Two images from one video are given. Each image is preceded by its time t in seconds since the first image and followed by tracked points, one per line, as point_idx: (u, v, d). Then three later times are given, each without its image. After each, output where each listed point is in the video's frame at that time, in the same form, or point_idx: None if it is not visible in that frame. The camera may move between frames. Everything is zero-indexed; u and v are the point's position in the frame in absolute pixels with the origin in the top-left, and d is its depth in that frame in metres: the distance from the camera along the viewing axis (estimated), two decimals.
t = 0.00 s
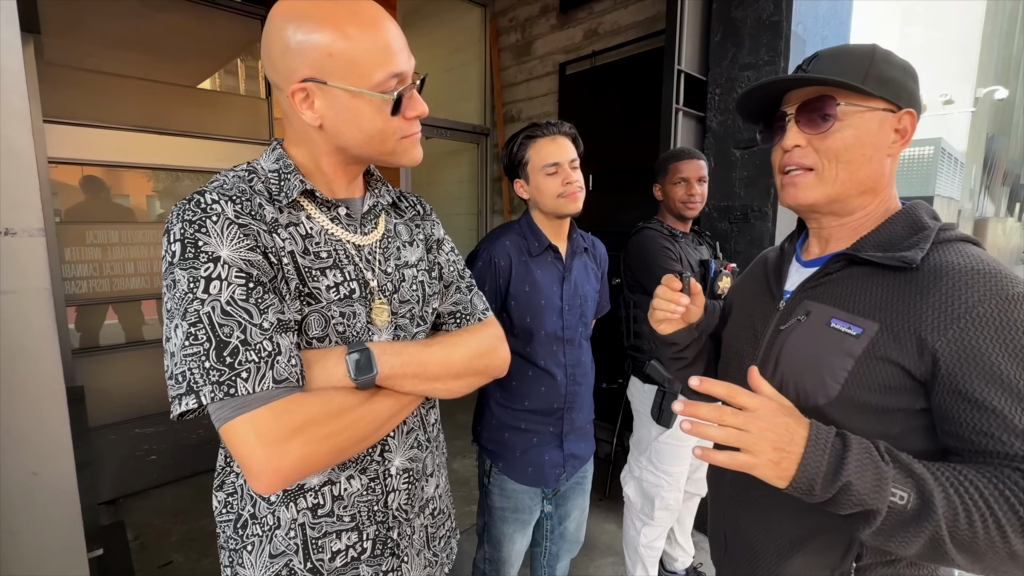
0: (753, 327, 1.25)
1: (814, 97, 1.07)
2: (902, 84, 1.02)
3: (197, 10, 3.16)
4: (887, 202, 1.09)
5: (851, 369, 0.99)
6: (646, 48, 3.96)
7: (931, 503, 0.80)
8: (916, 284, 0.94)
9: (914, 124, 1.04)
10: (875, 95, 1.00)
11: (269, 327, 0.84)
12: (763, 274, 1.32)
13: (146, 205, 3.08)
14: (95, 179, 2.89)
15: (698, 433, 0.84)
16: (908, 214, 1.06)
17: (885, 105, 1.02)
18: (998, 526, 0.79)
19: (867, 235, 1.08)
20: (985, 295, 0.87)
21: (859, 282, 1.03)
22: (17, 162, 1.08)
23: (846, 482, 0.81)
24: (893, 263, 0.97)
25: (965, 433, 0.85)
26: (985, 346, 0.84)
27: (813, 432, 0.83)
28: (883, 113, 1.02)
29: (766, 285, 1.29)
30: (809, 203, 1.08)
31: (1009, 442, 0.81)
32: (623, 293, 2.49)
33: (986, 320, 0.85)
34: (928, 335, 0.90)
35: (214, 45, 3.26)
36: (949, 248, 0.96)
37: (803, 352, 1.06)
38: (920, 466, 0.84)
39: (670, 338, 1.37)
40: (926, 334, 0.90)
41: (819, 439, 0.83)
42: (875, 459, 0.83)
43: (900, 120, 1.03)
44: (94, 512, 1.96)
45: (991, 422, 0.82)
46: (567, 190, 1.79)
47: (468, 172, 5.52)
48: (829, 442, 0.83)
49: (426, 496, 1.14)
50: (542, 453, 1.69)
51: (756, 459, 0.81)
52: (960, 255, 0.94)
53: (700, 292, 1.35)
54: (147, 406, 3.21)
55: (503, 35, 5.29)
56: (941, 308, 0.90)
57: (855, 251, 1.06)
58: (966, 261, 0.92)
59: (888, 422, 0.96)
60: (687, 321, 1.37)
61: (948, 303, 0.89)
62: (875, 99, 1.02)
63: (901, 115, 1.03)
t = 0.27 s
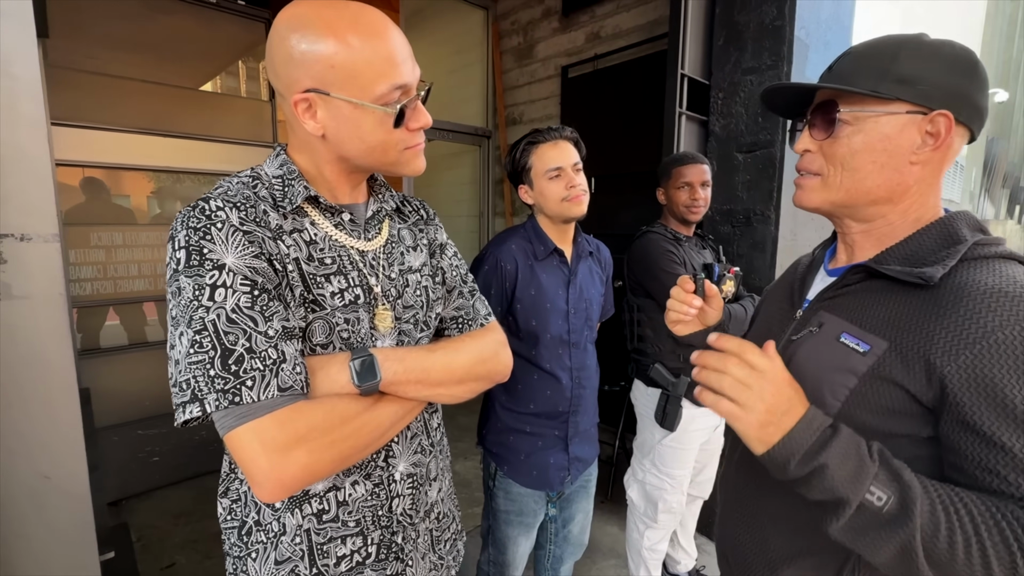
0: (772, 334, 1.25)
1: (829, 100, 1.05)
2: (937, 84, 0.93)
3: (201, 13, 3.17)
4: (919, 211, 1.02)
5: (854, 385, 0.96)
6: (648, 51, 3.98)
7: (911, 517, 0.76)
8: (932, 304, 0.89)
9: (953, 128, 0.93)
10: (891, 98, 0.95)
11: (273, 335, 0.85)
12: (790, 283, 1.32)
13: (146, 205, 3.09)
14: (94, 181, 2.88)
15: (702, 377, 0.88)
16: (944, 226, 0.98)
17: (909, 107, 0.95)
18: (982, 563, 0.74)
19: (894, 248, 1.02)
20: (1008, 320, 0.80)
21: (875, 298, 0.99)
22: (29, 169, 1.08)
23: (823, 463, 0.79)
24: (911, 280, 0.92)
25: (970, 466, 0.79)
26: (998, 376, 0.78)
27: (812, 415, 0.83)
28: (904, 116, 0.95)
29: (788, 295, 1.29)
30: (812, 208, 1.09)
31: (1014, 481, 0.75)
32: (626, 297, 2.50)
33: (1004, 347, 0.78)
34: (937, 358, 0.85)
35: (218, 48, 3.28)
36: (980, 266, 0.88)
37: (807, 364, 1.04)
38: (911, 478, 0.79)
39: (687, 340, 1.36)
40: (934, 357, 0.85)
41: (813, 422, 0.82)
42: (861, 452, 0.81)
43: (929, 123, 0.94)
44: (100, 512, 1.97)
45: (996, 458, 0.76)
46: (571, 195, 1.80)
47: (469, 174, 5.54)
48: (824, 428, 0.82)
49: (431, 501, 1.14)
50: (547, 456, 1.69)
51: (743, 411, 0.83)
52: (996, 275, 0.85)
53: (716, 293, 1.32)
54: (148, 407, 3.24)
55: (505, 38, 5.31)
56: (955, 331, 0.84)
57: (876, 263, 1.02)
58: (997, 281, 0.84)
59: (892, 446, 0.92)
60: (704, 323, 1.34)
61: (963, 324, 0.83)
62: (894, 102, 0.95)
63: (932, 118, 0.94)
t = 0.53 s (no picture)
0: (785, 348, 1.20)
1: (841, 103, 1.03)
2: (960, 79, 0.89)
3: (202, 13, 3.16)
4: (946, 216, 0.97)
5: (855, 404, 0.91)
6: (649, 54, 3.99)
7: None
8: (942, 321, 0.84)
9: (975, 127, 0.89)
10: (905, 99, 0.93)
11: (300, 336, 0.85)
12: (806, 295, 1.27)
13: (144, 205, 3.07)
14: (95, 181, 2.89)
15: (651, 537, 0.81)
16: (965, 234, 0.92)
17: (925, 108, 0.92)
18: None
19: (908, 258, 0.97)
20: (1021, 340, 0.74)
21: (887, 311, 0.94)
22: (38, 166, 1.02)
23: None
24: (921, 296, 0.87)
25: (975, 497, 0.74)
26: (1007, 401, 0.73)
27: (772, 529, 0.77)
28: (920, 118, 0.93)
29: (804, 308, 1.23)
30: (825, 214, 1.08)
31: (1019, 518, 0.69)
32: (629, 299, 2.50)
33: (1014, 370, 0.73)
34: (943, 380, 0.80)
35: (219, 49, 3.27)
36: (998, 278, 0.82)
37: (812, 380, 0.99)
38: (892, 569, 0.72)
39: (709, 345, 1.39)
40: (940, 378, 0.80)
41: (773, 554, 0.75)
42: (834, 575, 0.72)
43: (948, 123, 0.90)
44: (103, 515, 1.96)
45: (1001, 490, 0.71)
46: (576, 196, 1.80)
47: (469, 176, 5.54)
48: (788, 543, 0.76)
49: (451, 493, 1.14)
50: (553, 461, 1.69)
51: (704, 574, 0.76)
52: (1010, 290, 0.80)
53: (735, 299, 1.34)
54: (147, 409, 3.20)
55: (505, 40, 5.31)
56: (962, 350, 0.79)
57: (889, 276, 0.97)
58: (1013, 297, 0.78)
59: (895, 469, 0.86)
60: (725, 328, 1.37)
61: (972, 345, 0.78)
62: (908, 103, 0.93)
63: (951, 118, 0.90)
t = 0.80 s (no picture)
0: (789, 354, 1.19)
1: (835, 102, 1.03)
2: (953, 74, 0.88)
3: (192, 10, 3.11)
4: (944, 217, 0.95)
5: (846, 416, 0.90)
6: (642, 55, 4.01)
7: None
8: (929, 332, 0.82)
9: (966, 124, 0.88)
10: (895, 96, 0.92)
11: (312, 333, 0.87)
12: (810, 300, 1.27)
13: (129, 204, 3.00)
14: (81, 180, 2.83)
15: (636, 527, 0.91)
16: (958, 234, 0.91)
17: (916, 104, 0.91)
18: None
19: (904, 261, 0.95)
20: (1004, 353, 0.72)
21: (879, 319, 0.92)
22: (28, 162, 0.98)
23: None
24: (906, 307, 0.85)
25: (962, 513, 0.74)
26: (991, 417, 0.71)
27: (743, 526, 0.83)
28: (910, 115, 0.92)
29: (807, 313, 1.23)
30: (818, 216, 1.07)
31: (1004, 537, 0.69)
32: (626, 299, 2.50)
33: (998, 386, 0.71)
34: (928, 393, 0.78)
35: (210, 46, 3.22)
36: (989, 284, 0.79)
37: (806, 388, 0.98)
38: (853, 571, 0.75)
39: (715, 350, 1.39)
40: (925, 392, 0.79)
41: (740, 548, 0.81)
42: (791, 569, 0.77)
43: (940, 120, 0.89)
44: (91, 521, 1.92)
45: (984, 507, 0.70)
46: (572, 194, 1.79)
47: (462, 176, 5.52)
48: (754, 539, 0.81)
49: (461, 486, 1.17)
50: (554, 463, 1.68)
51: (677, 561, 0.85)
52: (998, 297, 0.76)
53: (737, 304, 1.35)
54: (135, 412, 3.13)
55: (498, 40, 5.30)
56: (947, 363, 0.77)
57: (881, 283, 0.96)
58: (1000, 305, 0.75)
59: (886, 480, 0.85)
60: (731, 334, 1.37)
61: (957, 358, 0.76)
62: (897, 101, 0.92)
63: (943, 115, 0.89)
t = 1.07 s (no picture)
0: (780, 344, 1.21)
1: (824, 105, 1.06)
2: (934, 84, 0.89)
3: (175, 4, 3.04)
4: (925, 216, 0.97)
5: (834, 399, 0.92)
6: (630, 55, 4.04)
7: (837, 563, 0.78)
8: (911, 318, 0.85)
9: (943, 131, 0.90)
10: (876, 103, 0.94)
11: (312, 330, 0.85)
12: (801, 295, 1.29)
13: (106, 204, 2.91)
14: (59, 178, 2.74)
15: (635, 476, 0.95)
16: (938, 229, 0.93)
17: (897, 111, 0.93)
18: None
19: (887, 254, 0.98)
20: (980, 334, 0.75)
21: (866, 307, 0.95)
22: (15, 156, 0.95)
23: (748, 537, 0.84)
24: (890, 294, 0.89)
25: (938, 488, 0.76)
26: (965, 394, 0.74)
27: (739, 478, 0.89)
28: (892, 122, 0.94)
29: (801, 305, 1.26)
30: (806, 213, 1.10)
31: (974, 509, 0.71)
32: (619, 298, 2.51)
33: (975, 364, 0.74)
34: (910, 375, 0.81)
35: (193, 41, 3.15)
36: (968, 274, 0.82)
37: (797, 373, 1.01)
38: (839, 524, 0.81)
39: (711, 343, 1.41)
40: (908, 373, 0.82)
41: (737, 496, 0.87)
42: (780, 516, 0.84)
43: (918, 127, 0.92)
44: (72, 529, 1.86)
45: (958, 480, 0.72)
46: (566, 192, 1.79)
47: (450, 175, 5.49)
48: (749, 490, 0.88)
49: (461, 488, 1.16)
50: (550, 461, 1.68)
51: (679, 507, 0.91)
52: (976, 286, 0.80)
53: (733, 298, 1.36)
54: (117, 416, 3.05)
55: (486, 39, 5.29)
56: (927, 346, 0.80)
57: (868, 274, 0.98)
58: (978, 291, 0.78)
59: (872, 459, 0.88)
60: (726, 327, 1.39)
61: (937, 340, 0.79)
62: (880, 108, 0.95)
63: (922, 122, 0.91)
